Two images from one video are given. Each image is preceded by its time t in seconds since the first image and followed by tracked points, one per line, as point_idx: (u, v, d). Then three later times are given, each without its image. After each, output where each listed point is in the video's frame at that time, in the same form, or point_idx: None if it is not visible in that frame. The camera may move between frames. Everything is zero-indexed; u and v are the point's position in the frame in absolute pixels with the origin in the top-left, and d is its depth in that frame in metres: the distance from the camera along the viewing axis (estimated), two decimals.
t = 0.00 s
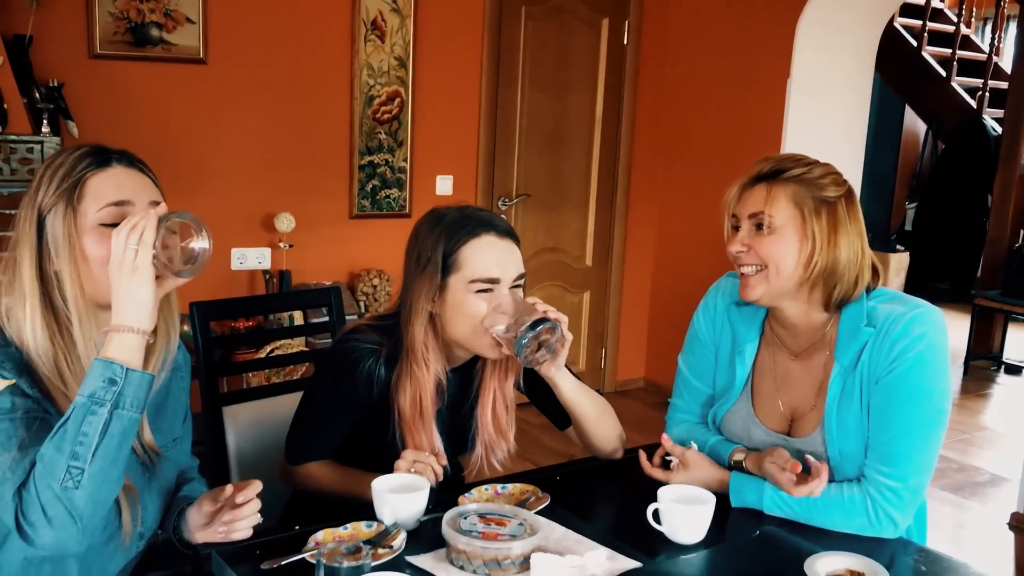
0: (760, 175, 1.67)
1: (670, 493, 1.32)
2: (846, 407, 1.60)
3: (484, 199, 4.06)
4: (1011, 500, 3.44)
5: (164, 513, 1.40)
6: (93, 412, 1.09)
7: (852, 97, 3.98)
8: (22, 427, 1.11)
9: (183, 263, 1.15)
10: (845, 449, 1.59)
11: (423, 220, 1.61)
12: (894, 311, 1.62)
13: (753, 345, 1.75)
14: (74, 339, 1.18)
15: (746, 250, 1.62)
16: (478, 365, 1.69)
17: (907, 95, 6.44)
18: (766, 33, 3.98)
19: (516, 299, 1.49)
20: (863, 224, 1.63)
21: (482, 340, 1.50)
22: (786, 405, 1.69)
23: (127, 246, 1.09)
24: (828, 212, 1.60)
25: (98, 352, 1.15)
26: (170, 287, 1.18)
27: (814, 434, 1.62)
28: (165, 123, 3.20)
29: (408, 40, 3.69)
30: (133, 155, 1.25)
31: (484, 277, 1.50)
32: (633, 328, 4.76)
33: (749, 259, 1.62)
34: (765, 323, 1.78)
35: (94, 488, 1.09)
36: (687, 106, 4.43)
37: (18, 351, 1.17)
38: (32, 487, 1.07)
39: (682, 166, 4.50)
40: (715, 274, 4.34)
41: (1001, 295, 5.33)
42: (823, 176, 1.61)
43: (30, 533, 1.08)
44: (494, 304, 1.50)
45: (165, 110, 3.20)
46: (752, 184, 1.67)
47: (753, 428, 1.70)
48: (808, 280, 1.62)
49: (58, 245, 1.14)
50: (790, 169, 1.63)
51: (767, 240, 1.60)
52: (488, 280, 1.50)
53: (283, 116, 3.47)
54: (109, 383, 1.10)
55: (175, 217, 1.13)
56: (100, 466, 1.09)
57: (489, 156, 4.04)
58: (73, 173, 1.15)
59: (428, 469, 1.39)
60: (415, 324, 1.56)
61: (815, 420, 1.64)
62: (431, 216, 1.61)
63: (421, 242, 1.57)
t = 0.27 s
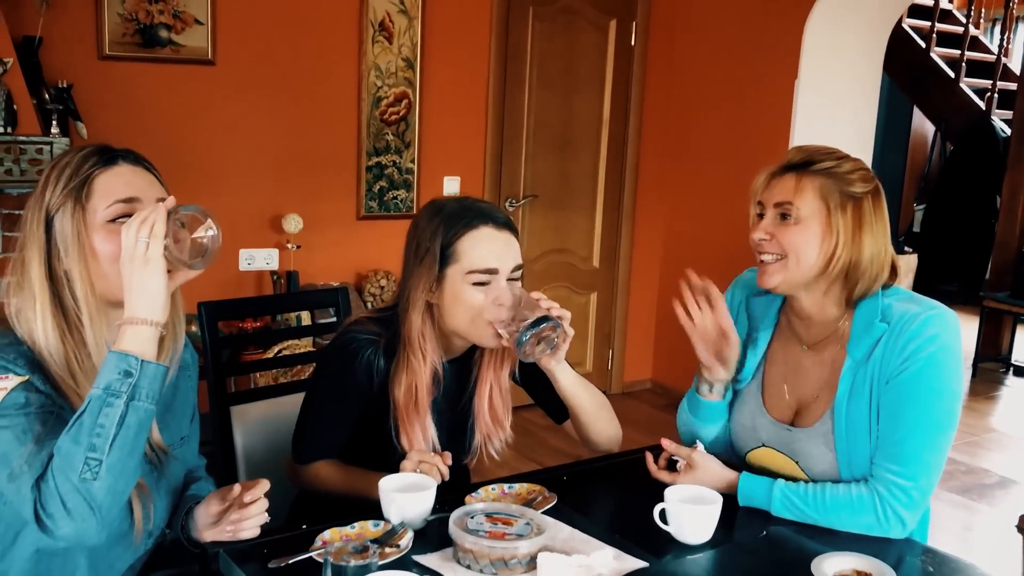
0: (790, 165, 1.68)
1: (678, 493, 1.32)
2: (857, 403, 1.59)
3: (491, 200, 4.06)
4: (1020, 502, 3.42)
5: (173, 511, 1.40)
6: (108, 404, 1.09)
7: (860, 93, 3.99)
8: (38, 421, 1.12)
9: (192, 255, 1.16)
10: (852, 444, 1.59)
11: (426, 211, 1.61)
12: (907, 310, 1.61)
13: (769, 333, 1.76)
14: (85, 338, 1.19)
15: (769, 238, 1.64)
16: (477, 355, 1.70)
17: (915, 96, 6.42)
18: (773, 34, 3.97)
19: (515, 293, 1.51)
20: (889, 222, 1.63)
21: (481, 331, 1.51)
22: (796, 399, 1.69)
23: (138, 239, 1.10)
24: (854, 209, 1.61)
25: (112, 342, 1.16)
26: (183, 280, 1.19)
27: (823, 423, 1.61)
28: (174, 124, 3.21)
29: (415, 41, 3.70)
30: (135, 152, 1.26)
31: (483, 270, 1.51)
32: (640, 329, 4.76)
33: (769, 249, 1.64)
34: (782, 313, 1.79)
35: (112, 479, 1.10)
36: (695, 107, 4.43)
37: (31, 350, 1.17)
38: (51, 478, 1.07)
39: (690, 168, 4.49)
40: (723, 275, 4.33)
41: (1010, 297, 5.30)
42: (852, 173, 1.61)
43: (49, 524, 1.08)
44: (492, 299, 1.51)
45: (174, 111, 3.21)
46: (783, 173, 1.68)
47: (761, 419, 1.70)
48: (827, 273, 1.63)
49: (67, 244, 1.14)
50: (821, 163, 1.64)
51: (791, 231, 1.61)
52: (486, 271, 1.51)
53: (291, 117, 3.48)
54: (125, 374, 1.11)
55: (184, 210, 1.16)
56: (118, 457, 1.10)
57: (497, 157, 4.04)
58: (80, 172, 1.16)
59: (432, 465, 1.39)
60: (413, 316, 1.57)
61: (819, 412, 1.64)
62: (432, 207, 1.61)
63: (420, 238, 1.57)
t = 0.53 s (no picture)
0: (789, 166, 1.68)
1: (683, 497, 1.32)
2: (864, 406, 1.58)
3: (497, 202, 4.06)
4: None
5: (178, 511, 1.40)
6: (122, 402, 1.10)
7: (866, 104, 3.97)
8: (48, 420, 1.12)
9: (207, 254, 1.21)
10: (861, 448, 1.58)
11: (432, 207, 1.63)
12: (914, 312, 1.60)
13: (774, 335, 1.76)
14: (92, 338, 1.19)
15: (771, 236, 1.63)
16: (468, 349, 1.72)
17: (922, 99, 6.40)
18: (780, 37, 3.96)
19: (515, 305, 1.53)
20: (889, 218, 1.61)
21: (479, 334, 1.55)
22: (804, 402, 1.69)
23: (148, 239, 1.11)
24: (853, 202, 1.60)
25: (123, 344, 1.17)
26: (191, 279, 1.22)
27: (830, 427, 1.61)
28: (180, 126, 3.22)
29: (421, 43, 3.70)
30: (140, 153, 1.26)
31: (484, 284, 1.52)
32: (646, 332, 4.75)
33: (772, 246, 1.63)
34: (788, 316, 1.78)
35: (125, 478, 1.10)
36: (701, 109, 4.42)
37: (38, 350, 1.17)
38: (64, 477, 1.08)
39: (696, 170, 4.49)
40: (729, 278, 4.32)
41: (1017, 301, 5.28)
42: (849, 168, 1.61)
43: (62, 523, 1.08)
44: (492, 309, 1.53)
45: (180, 112, 3.21)
46: (782, 173, 1.67)
47: (770, 422, 1.70)
48: (830, 270, 1.61)
49: (75, 245, 1.15)
50: (818, 160, 1.64)
51: (792, 227, 1.61)
52: (484, 285, 1.52)
53: (297, 119, 3.48)
54: (138, 373, 1.12)
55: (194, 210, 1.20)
56: (130, 455, 1.10)
57: (503, 159, 4.04)
58: (86, 173, 1.16)
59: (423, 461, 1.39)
60: (410, 316, 1.59)
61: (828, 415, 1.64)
62: (437, 207, 1.62)
63: (427, 235, 1.58)
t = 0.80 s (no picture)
0: (790, 167, 1.67)
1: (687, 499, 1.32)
2: (864, 405, 1.58)
3: (501, 204, 4.06)
4: None
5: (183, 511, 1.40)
6: (130, 417, 1.10)
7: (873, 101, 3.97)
8: (51, 429, 1.12)
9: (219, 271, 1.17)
10: (862, 447, 1.58)
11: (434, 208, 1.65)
12: (914, 311, 1.60)
13: (780, 332, 1.76)
14: (99, 342, 1.19)
15: (773, 240, 1.63)
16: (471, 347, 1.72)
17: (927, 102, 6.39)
18: (785, 40, 3.96)
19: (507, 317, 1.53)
20: (890, 218, 1.62)
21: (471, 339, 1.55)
22: (807, 399, 1.68)
23: (168, 253, 1.11)
24: (854, 204, 1.60)
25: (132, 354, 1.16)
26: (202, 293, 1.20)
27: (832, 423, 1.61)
28: (185, 128, 3.23)
29: (426, 46, 3.71)
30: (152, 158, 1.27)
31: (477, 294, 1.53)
32: (650, 334, 4.74)
33: (775, 250, 1.63)
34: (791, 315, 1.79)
35: (128, 492, 1.10)
36: (706, 112, 4.42)
37: (43, 354, 1.18)
38: (67, 487, 1.07)
39: (700, 173, 4.48)
40: (733, 280, 4.31)
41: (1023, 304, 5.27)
42: (851, 170, 1.60)
43: (63, 533, 1.08)
44: (485, 318, 1.53)
45: (186, 114, 3.22)
46: (783, 174, 1.67)
47: (773, 417, 1.70)
48: (833, 271, 1.61)
49: (84, 248, 1.15)
50: (821, 162, 1.64)
51: (795, 231, 1.60)
52: (480, 295, 1.53)
53: (301, 122, 3.49)
54: (147, 388, 1.11)
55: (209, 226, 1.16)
56: (136, 469, 1.10)
57: (507, 162, 4.04)
58: (97, 177, 1.17)
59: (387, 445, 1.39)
60: (409, 316, 1.59)
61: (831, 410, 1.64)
62: (443, 205, 1.64)
63: (430, 238, 1.58)
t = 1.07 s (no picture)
0: (797, 171, 1.65)
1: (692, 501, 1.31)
2: (869, 399, 1.58)
3: (506, 206, 4.06)
4: None
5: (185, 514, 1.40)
6: (129, 459, 1.09)
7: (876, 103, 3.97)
8: (45, 453, 1.11)
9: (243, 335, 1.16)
10: (870, 442, 1.58)
11: (439, 211, 1.65)
12: (919, 307, 1.60)
13: (788, 326, 1.76)
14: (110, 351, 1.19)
15: (785, 245, 1.63)
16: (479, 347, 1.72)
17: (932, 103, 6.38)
18: (790, 41, 3.96)
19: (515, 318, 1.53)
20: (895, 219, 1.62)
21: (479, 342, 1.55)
22: (812, 395, 1.68)
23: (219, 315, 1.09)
24: (864, 209, 1.60)
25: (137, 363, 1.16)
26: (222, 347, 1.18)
27: (835, 418, 1.61)
28: (190, 129, 3.23)
29: (431, 47, 3.71)
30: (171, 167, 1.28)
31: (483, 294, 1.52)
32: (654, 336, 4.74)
33: (787, 256, 1.62)
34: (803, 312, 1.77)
35: (111, 534, 1.10)
36: (710, 114, 4.42)
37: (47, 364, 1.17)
38: (52, 517, 1.07)
39: (705, 174, 4.48)
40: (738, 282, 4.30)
41: None
42: (859, 174, 1.60)
43: (39, 564, 1.07)
44: (492, 320, 1.52)
45: (191, 115, 3.23)
46: (790, 178, 1.66)
47: (778, 410, 1.70)
48: (843, 272, 1.62)
49: (102, 256, 1.16)
50: (829, 167, 1.61)
51: (807, 236, 1.60)
52: (486, 296, 1.52)
53: (306, 123, 3.49)
54: (150, 433, 1.09)
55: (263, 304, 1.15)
56: (123, 511, 1.10)
57: (511, 163, 4.04)
58: (119, 187, 1.18)
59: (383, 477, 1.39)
60: (415, 321, 1.60)
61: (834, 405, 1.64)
62: (446, 208, 1.65)
63: (436, 241, 1.59)
